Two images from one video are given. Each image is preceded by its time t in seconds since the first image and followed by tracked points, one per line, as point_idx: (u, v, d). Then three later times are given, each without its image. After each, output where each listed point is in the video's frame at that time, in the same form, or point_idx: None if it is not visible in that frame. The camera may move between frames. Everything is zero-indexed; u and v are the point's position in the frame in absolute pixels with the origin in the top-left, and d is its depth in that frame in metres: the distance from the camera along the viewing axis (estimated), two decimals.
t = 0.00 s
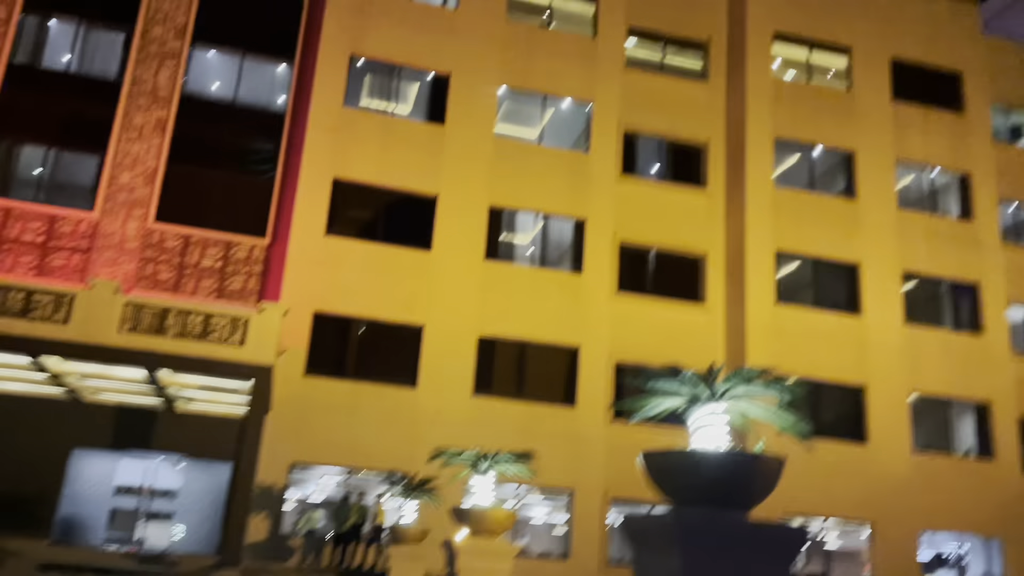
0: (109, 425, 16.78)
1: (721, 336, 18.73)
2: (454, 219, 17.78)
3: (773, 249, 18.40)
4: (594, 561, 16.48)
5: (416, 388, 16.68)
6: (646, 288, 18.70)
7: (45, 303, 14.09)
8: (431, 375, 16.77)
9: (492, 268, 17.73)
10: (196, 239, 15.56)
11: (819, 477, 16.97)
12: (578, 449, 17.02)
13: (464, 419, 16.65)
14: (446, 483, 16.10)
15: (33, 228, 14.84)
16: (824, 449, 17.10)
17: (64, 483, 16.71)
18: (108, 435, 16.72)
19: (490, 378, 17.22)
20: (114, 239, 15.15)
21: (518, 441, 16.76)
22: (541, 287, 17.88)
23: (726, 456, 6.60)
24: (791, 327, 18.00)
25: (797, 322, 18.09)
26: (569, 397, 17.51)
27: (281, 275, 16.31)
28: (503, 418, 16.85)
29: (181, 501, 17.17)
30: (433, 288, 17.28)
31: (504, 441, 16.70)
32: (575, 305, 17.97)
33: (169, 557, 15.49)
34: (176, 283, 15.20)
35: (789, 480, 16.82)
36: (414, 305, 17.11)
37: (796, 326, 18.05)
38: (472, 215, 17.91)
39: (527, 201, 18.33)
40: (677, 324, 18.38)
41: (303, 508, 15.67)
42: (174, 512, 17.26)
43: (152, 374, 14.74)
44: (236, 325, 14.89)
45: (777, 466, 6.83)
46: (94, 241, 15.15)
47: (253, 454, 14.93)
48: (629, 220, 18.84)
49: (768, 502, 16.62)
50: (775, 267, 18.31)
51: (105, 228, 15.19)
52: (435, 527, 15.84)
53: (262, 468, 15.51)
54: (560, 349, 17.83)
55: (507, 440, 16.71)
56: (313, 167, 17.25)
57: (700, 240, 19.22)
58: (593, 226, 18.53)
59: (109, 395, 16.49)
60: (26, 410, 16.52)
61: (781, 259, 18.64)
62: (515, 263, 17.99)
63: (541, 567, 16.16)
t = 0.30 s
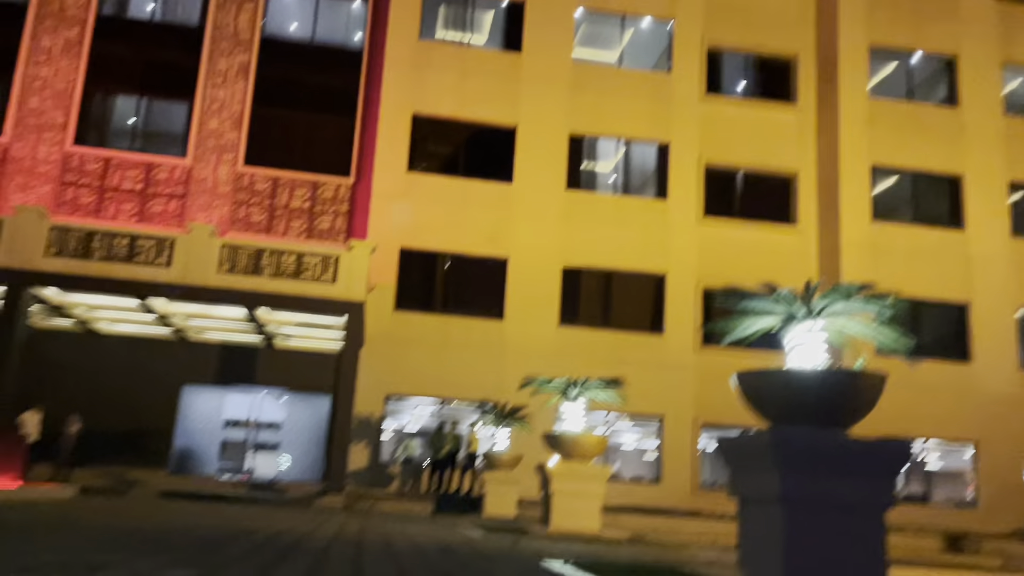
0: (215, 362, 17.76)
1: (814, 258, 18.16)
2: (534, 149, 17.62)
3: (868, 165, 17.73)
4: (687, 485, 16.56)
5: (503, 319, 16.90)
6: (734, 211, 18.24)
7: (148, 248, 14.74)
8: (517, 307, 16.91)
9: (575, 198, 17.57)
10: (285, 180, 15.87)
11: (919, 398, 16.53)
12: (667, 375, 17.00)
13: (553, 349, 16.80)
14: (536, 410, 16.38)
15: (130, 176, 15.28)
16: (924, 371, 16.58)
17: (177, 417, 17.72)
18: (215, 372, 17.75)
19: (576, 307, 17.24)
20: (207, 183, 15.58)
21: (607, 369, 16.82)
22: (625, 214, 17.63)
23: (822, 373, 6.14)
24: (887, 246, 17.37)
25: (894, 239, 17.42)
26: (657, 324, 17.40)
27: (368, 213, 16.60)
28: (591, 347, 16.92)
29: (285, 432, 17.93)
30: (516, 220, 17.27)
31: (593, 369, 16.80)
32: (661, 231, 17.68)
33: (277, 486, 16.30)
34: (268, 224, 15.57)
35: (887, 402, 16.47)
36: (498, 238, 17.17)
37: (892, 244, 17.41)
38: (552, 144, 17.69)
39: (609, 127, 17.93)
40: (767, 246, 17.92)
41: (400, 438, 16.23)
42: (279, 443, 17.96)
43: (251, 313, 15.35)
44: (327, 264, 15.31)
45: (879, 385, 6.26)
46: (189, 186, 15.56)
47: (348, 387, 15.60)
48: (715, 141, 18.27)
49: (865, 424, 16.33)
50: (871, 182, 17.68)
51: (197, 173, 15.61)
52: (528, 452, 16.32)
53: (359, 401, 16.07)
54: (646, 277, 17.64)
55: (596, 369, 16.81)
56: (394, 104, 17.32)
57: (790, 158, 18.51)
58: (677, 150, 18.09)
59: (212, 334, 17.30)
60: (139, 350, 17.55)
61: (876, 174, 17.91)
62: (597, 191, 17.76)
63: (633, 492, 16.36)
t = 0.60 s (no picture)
0: (300, 293, 18.35)
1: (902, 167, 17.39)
2: (606, 67, 17.17)
3: (961, 66, 17.34)
4: (770, 403, 16.47)
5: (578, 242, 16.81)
6: (817, 123, 17.51)
7: (230, 182, 15.13)
8: (593, 229, 16.80)
9: (648, 115, 17.14)
10: (356, 111, 15.82)
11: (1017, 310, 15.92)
12: (747, 294, 16.77)
13: (630, 270, 16.73)
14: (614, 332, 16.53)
15: (208, 113, 15.46)
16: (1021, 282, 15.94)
17: (268, 345, 18.40)
18: (300, 303, 18.36)
19: (652, 228, 17.00)
20: (281, 117, 15.68)
21: (685, 289, 16.69)
22: (701, 130, 17.13)
23: (914, 277, 5.82)
24: (978, 151, 17.11)
25: (984, 144, 17.14)
26: (736, 243, 17.08)
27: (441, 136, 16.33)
28: (669, 267, 16.79)
29: (370, 359, 18.45)
30: (589, 140, 16.97)
31: (672, 290, 16.71)
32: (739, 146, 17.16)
33: (365, 410, 16.88)
34: (342, 156, 15.66)
35: (981, 314, 15.92)
36: (571, 160, 16.94)
37: (983, 148, 17.15)
38: (624, 60, 17.20)
39: (683, 39, 17.34)
40: (854, 157, 17.12)
41: (480, 362, 16.51)
42: (365, 369, 18.51)
43: (330, 244, 15.74)
44: (401, 193, 15.42)
45: (976, 289, 5.90)
46: (265, 121, 15.67)
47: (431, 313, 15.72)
48: (796, 49, 17.46)
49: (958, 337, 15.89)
50: (963, 84, 17.34)
51: (273, 108, 15.71)
52: (609, 373, 16.55)
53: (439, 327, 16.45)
54: (724, 195, 17.20)
55: (674, 289, 16.71)
56: (461, 27, 17.06)
57: (878, 63, 17.55)
58: (755, 60, 17.38)
59: (296, 266, 17.84)
60: (228, 283, 18.26)
61: (970, 75, 17.49)
62: (672, 108, 17.28)
63: (714, 410, 16.38)
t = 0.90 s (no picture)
0: (370, 231, 18.64)
1: (990, 82, 16.45)
2: None
3: None
4: (845, 331, 16.14)
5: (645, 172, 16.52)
6: (897, 38, 16.63)
7: (296, 123, 15.12)
8: (661, 159, 16.48)
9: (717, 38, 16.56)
10: (418, 46, 15.72)
11: None
12: (822, 220, 16.31)
13: (699, 200, 16.41)
14: (684, 263, 16.44)
15: (273, 55, 15.56)
16: None
17: (339, 283, 18.65)
18: (369, 242, 18.64)
19: (722, 155, 16.58)
20: (344, 55, 15.63)
21: (757, 218, 16.35)
22: (773, 51, 16.50)
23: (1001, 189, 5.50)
24: None
25: None
26: (810, 168, 16.49)
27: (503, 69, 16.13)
28: (740, 196, 16.43)
29: (440, 296, 18.46)
30: (656, 67, 16.52)
31: (743, 218, 16.41)
32: (813, 66, 16.46)
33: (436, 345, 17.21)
34: (405, 93, 15.59)
35: None
36: (637, 88, 16.53)
37: None
38: None
39: None
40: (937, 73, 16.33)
41: (548, 296, 16.58)
42: (435, 306, 18.48)
43: (397, 182, 15.82)
44: (466, 127, 15.29)
45: None
46: (328, 60, 15.68)
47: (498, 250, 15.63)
48: None
49: None
50: None
51: (335, 47, 15.69)
52: (678, 304, 16.48)
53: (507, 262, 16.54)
54: (797, 118, 16.55)
55: (745, 217, 16.40)
56: None
57: None
58: None
59: (364, 206, 18.08)
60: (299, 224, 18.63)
61: None
62: (742, 29, 16.64)
63: (787, 340, 16.19)
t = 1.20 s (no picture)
0: (429, 183, 18.61)
1: None
2: None
3: None
4: (919, 274, 15.65)
5: (709, 115, 16.13)
6: None
7: (355, 77, 15.11)
8: (725, 101, 16.05)
9: None
10: None
11: None
12: (894, 159, 15.74)
13: (765, 142, 16.00)
14: (751, 207, 16.09)
15: (329, 10, 15.73)
16: None
17: (402, 236, 18.92)
18: (430, 194, 18.67)
19: (789, 95, 16.07)
20: (400, 6, 15.68)
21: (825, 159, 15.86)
22: None
23: None
24: None
25: None
26: (883, 106, 15.82)
27: (559, 13, 15.90)
28: (808, 136, 15.95)
29: (501, 248, 18.72)
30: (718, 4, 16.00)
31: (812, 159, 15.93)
32: None
33: (498, 296, 17.28)
34: (461, 43, 15.63)
35: None
36: (699, 28, 16.08)
37: None
38: None
39: None
40: None
41: (609, 245, 16.50)
42: (496, 258, 18.83)
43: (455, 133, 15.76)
44: (524, 75, 14.98)
45: None
46: (384, 12, 15.75)
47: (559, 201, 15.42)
48: None
49: None
50: None
51: None
52: (743, 250, 16.20)
53: (568, 212, 16.41)
54: (868, 53, 15.88)
55: (814, 158, 15.92)
56: None
57: None
58: None
59: (424, 158, 18.08)
60: (361, 178, 18.77)
61: None
62: None
63: (858, 284, 15.76)
